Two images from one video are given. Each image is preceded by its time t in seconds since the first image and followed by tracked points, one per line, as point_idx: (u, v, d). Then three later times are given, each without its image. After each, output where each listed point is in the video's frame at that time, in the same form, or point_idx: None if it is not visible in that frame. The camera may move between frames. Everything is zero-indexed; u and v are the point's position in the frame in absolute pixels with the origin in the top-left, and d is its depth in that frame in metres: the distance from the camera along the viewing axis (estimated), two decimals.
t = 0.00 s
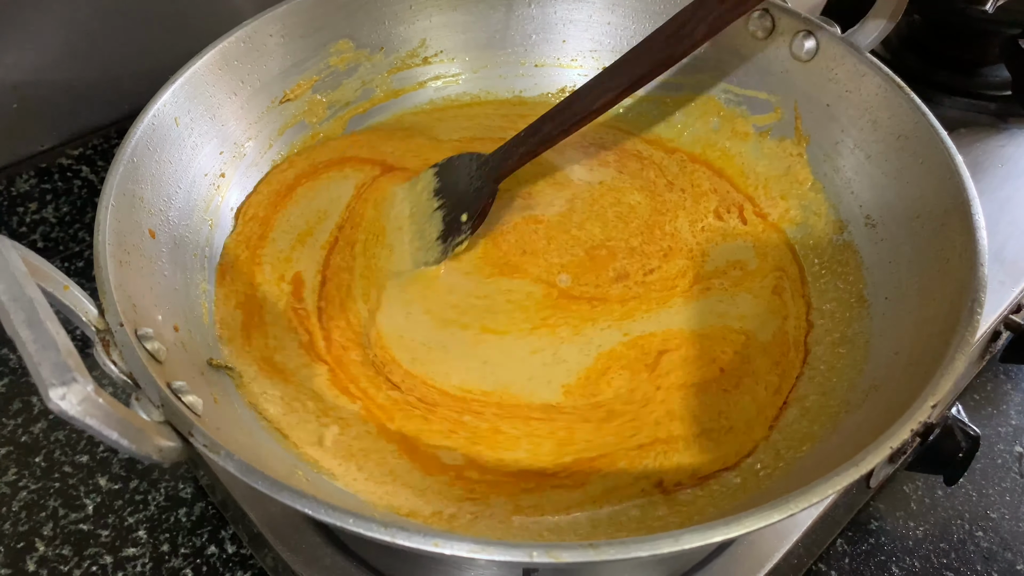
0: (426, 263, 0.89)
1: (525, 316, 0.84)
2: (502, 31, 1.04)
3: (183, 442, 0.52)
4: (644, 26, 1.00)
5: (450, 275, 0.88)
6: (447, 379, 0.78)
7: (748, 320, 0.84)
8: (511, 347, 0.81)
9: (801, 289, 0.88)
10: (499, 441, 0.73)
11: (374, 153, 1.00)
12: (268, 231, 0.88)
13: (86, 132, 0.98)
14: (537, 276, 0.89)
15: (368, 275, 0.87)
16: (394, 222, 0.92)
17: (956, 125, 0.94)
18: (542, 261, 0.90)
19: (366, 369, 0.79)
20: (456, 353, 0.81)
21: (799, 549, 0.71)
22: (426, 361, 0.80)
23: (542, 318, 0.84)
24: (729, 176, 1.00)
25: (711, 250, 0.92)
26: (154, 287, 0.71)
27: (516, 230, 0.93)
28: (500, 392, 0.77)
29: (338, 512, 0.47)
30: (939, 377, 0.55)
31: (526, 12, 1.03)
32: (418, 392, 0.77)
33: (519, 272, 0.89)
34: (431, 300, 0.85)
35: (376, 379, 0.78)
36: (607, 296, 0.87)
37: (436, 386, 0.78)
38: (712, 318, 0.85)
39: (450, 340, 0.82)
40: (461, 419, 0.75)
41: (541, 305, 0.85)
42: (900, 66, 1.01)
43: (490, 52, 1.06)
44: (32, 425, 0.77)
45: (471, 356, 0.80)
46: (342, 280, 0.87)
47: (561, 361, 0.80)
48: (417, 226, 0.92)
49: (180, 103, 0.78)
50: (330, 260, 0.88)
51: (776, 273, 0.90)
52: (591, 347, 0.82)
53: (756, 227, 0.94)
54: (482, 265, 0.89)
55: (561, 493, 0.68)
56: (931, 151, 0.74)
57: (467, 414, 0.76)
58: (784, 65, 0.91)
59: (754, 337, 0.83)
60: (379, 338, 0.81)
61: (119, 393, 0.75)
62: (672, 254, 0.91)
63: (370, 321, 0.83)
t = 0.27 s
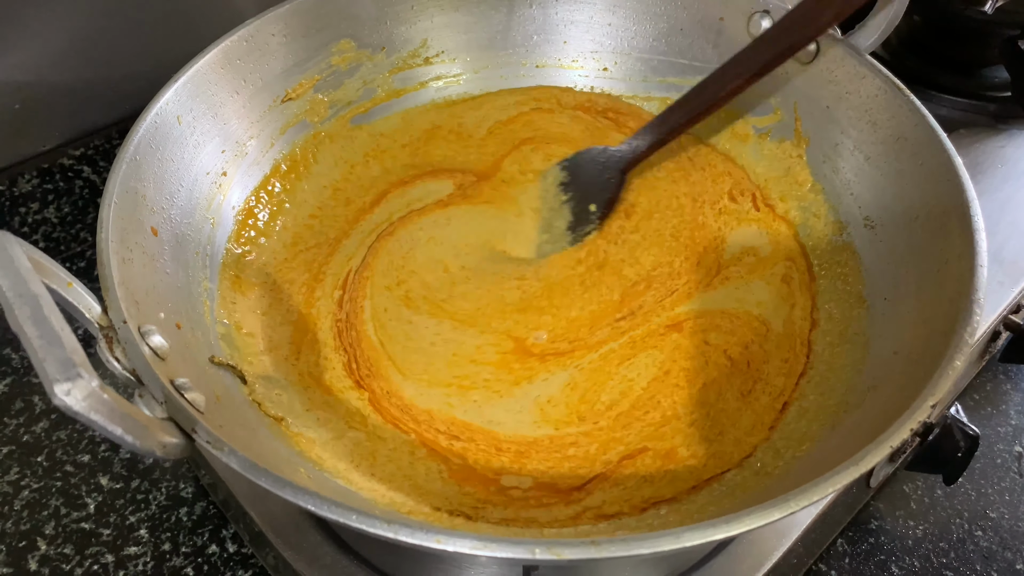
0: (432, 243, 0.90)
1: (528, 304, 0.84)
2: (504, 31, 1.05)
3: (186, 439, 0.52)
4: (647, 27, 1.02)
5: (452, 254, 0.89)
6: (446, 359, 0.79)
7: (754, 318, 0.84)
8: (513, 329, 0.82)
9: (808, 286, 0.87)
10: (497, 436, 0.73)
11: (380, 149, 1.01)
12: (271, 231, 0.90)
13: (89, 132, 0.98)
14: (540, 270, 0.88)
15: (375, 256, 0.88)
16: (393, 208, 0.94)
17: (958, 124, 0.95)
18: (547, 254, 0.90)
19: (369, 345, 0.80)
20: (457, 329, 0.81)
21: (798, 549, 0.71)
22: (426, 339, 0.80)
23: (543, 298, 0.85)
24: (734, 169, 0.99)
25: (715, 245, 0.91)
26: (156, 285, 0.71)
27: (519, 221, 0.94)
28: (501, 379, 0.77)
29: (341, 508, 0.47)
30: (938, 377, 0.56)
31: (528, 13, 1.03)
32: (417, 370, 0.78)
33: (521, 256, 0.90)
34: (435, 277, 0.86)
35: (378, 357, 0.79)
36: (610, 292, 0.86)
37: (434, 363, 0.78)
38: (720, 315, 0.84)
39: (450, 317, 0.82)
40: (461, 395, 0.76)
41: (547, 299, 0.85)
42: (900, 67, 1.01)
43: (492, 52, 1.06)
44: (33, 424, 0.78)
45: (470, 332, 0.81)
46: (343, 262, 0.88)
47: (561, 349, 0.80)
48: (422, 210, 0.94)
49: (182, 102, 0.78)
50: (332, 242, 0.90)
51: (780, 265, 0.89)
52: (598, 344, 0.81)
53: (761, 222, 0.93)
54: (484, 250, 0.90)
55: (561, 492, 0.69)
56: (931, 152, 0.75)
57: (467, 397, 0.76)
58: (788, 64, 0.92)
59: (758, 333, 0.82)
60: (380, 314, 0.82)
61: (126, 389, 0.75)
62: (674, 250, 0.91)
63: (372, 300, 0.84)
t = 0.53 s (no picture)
0: (428, 242, 0.92)
1: (523, 307, 0.86)
2: (505, 36, 1.05)
3: (192, 441, 0.52)
4: (647, 33, 1.03)
5: (448, 254, 0.91)
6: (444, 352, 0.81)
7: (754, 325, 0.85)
8: (509, 330, 0.83)
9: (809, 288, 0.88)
10: (484, 430, 0.74)
11: (381, 154, 1.03)
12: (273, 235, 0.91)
13: (92, 136, 0.98)
14: (536, 271, 0.90)
15: (371, 259, 0.90)
16: (393, 208, 0.95)
17: (955, 128, 0.95)
18: (543, 257, 0.91)
19: (365, 346, 0.81)
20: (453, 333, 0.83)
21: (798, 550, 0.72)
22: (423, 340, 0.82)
23: (538, 300, 0.86)
24: (733, 175, 1.00)
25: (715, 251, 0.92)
26: (161, 288, 0.72)
27: (517, 225, 0.95)
28: (498, 378, 0.79)
29: (345, 510, 0.48)
30: (936, 380, 0.56)
31: (529, 18, 1.04)
32: (413, 369, 0.79)
33: (517, 260, 0.91)
34: (432, 279, 0.88)
35: (376, 358, 0.80)
36: (610, 297, 0.88)
37: (431, 363, 0.80)
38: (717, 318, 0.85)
39: (448, 320, 0.84)
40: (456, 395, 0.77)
41: (542, 302, 0.86)
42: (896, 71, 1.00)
43: (494, 56, 1.07)
44: (37, 427, 0.78)
45: (465, 333, 0.82)
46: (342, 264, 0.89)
47: (555, 350, 0.81)
48: (421, 213, 0.95)
49: (186, 106, 0.79)
50: (331, 244, 0.91)
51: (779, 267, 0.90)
52: (593, 345, 0.83)
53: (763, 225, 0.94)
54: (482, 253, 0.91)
55: (562, 491, 0.69)
56: (928, 157, 0.75)
57: (459, 391, 0.78)
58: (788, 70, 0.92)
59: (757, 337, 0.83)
60: (377, 312, 0.84)
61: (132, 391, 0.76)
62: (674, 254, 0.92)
63: (371, 304, 0.85)
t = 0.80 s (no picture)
0: (424, 234, 0.93)
1: (514, 301, 0.86)
2: (506, 39, 1.05)
3: (194, 442, 0.53)
4: (648, 33, 1.03)
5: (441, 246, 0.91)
6: (445, 348, 0.81)
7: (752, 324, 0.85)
8: (501, 321, 0.83)
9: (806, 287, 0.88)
10: (486, 428, 0.74)
11: (382, 150, 1.04)
12: (277, 237, 0.92)
13: (97, 139, 0.99)
14: (530, 268, 0.89)
15: (368, 251, 0.91)
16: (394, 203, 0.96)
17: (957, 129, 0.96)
18: (538, 252, 0.91)
19: (358, 334, 0.83)
20: (446, 323, 0.83)
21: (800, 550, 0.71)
22: (415, 329, 0.82)
23: (540, 294, 0.87)
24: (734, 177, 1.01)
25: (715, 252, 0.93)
26: (163, 291, 0.72)
27: (515, 222, 0.95)
28: (492, 371, 0.79)
29: (346, 510, 0.48)
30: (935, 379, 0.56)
31: (530, 20, 1.04)
32: (396, 359, 0.80)
33: (514, 253, 0.91)
34: (424, 269, 0.88)
35: (369, 347, 0.81)
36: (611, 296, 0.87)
37: (420, 352, 0.80)
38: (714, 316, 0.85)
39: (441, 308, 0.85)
40: (444, 383, 0.78)
41: (538, 298, 0.86)
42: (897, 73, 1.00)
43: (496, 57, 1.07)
44: (42, 429, 0.78)
45: (459, 323, 0.83)
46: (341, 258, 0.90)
47: (557, 349, 0.81)
48: (417, 206, 0.96)
49: (190, 110, 0.79)
50: (332, 229, 0.93)
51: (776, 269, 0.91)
52: (586, 340, 0.82)
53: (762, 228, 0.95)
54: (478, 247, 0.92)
55: (561, 492, 0.70)
56: (927, 156, 0.75)
57: (461, 391, 0.77)
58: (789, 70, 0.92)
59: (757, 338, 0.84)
60: (367, 296, 0.86)
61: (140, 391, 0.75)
62: (674, 254, 0.92)
63: (366, 294, 0.86)
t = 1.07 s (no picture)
0: (432, 227, 0.86)
1: (535, 289, 0.80)
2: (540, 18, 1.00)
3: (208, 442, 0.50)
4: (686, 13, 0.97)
5: (448, 240, 0.85)
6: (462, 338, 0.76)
7: (793, 311, 0.79)
8: (510, 320, 0.77)
9: (844, 275, 0.83)
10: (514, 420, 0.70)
11: (383, 147, 0.97)
12: (290, 229, 0.87)
13: (103, 140, 0.96)
14: (546, 261, 0.83)
15: (371, 245, 0.85)
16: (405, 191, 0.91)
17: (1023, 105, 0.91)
18: (554, 244, 0.85)
19: (357, 332, 0.77)
20: (456, 323, 0.77)
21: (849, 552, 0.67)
22: (418, 331, 0.77)
23: (569, 280, 0.81)
24: (784, 161, 0.94)
25: (750, 239, 0.85)
26: (182, 284, 0.70)
27: (531, 214, 0.88)
28: (505, 373, 0.73)
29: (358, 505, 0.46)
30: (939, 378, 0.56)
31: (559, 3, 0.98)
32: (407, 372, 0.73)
33: (525, 251, 0.84)
34: (427, 266, 0.82)
35: (363, 349, 0.75)
36: (646, 282, 0.81)
37: (418, 355, 0.75)
38: (748, 310, 0.78)
39: (447, 305, 0.79)
40: (440, 388, 0.72)
41: (559, 292, 0.80)
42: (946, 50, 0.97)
43: (516, 43, 1.01)
44: (50, 428, 0.73)
45: (470, 322, 0.77)
46: (348, 252, 0.84)
47: (585, 335, 0.76)
48: (422, 197, 0.90)
49: (212, 97, 0.77)
50: (323, 227, 0.87)
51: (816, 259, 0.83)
52: (605, 339, 0.76)
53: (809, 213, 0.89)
54: (490, 241, 0.85)
55: (604, 490, 0.65)
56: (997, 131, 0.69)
57: (481, 394, 0.72)
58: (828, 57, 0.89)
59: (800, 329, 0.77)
60: (382, 295, 0.80)
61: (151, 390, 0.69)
62: (714, 240, 0.85)
63: (371, 291, 0.80)
